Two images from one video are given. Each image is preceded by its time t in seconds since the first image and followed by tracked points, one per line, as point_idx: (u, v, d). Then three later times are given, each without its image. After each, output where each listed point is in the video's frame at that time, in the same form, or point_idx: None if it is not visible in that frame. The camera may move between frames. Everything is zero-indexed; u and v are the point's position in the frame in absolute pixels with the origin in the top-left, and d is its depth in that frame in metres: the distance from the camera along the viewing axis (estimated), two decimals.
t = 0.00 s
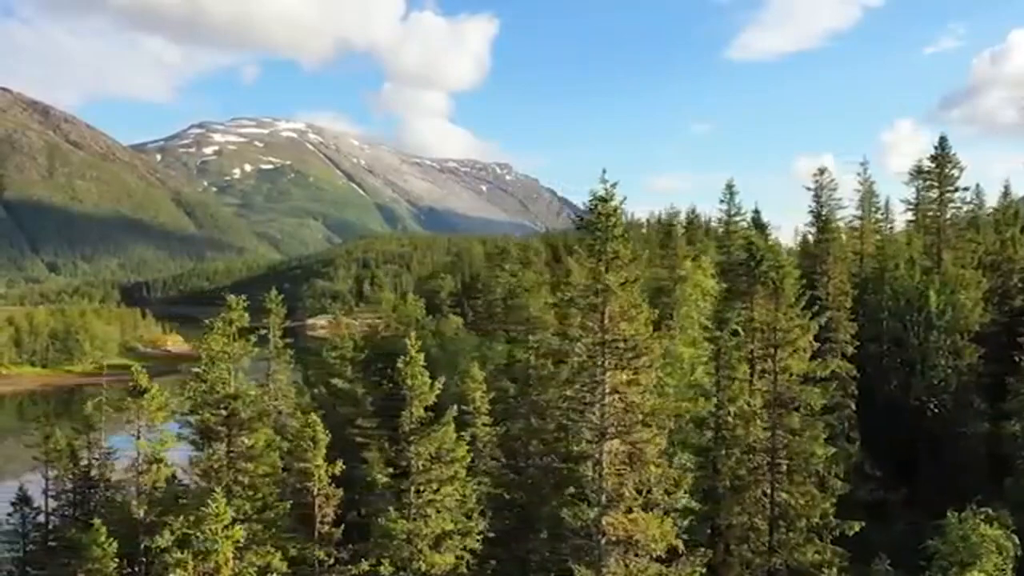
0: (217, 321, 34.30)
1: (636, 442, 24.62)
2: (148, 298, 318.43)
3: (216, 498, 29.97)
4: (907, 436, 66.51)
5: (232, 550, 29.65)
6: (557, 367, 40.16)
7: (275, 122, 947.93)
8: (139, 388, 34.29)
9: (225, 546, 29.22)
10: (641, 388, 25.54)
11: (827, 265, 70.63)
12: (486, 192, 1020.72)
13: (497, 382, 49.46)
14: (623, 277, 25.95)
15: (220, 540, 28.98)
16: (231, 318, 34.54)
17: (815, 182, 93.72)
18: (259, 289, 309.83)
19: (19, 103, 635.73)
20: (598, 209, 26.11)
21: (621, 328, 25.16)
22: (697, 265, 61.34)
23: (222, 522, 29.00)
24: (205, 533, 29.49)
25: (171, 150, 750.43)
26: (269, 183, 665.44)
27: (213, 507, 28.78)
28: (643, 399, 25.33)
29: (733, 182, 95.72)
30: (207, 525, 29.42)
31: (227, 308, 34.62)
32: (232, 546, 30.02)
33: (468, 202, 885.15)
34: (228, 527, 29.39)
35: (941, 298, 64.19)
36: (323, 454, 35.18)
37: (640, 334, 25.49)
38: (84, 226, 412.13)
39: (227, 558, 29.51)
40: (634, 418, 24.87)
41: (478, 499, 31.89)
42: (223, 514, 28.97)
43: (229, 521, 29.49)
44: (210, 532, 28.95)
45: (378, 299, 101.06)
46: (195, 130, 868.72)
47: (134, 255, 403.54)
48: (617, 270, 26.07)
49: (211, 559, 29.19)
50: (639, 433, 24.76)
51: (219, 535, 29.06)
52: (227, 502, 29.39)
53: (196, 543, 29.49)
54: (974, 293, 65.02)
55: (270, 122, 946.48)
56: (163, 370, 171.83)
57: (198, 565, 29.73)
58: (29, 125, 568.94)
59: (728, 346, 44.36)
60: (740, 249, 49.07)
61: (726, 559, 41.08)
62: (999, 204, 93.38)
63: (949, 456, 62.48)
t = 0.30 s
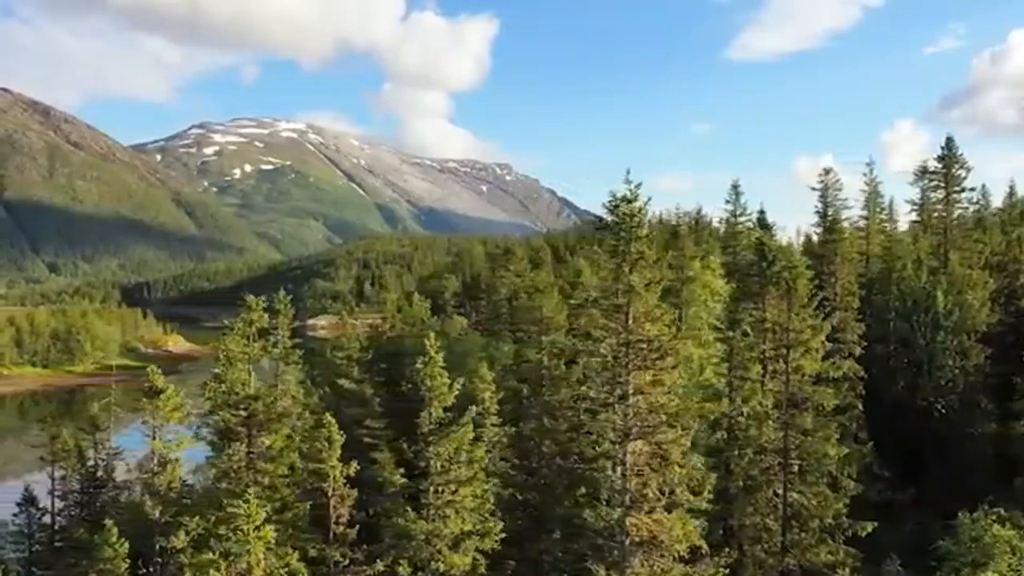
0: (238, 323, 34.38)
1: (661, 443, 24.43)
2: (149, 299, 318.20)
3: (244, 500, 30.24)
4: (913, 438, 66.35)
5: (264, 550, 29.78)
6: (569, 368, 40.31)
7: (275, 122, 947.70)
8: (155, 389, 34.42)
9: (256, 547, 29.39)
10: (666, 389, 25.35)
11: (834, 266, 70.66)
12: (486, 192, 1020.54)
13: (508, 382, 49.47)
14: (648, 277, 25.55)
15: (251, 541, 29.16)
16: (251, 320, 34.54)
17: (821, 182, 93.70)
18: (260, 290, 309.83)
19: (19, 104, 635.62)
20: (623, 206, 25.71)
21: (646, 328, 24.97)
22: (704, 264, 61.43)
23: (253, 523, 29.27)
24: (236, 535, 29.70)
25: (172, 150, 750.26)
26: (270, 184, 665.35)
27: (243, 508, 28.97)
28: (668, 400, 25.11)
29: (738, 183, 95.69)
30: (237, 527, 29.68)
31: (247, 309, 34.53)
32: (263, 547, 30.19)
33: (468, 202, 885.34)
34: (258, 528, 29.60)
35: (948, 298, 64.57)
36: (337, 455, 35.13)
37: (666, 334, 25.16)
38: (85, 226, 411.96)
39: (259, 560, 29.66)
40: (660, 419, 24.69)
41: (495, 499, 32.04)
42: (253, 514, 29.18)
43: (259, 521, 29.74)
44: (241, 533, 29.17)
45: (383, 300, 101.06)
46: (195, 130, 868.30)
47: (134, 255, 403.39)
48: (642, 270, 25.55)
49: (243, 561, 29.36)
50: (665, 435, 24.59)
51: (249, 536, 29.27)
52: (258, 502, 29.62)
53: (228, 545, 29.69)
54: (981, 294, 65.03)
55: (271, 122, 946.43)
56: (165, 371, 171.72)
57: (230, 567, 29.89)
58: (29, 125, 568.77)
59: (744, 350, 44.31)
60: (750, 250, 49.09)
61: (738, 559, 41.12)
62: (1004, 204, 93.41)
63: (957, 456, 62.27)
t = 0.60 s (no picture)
0: (258, 323, 34.37)
1: (685, 444, 24.34)
2: (150, 299, 318.03)
3: (278, 500, 29.62)
4: (919, 438, 65.94)
5: (297, 552, 29.29)
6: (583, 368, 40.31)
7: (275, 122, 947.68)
8: (172, 389, 34.38)
9: (289, 548, 28.82)
10: (691, 390, 25.28)
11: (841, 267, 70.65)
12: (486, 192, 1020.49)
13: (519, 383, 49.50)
14: (674, 279, 25.43)
15: (285, 542, 28.63)
16: (270, 319, 34.50)
17: (826, 183, 93.69)
18: (261, 290, 309.71)
19: (19, 104, 635.30)
20: (646, 206, 25.51)
21: (671, 329, 24.90)
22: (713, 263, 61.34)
23: (289, 524, 28.67)
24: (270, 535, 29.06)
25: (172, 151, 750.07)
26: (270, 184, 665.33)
27: (278, 510, 28.36)
28: (692, 400, 25.02)
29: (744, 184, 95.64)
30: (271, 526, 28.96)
31: (267, 308, 34.50)
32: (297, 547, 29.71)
33: (468, 203, 885.45)
34: (292, 528, 28.96)
35: (955, 299, 64.42)
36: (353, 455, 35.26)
37: (690, 336, 25.08)
38: (85, 226, 411.81)
39: (291, 561, 29.17)
40: (685, 419, 24.60)
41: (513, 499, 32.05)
42: (288, 515, 28.63)
43: (293, 522, 28.98)
44: (277, 534, 28.57)
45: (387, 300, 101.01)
46: (195, 130, 868.10)
47: (135, 256, 403.04)
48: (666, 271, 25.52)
49: (277, 561, 28.86)
50: (692, 436, 24.48)
51: (284, 537, 28.66)
52: (292, 503, 28.90)
53: (261, 545, 29.20)
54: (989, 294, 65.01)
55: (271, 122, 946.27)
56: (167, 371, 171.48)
57: (263, 567, 29.40)
58: (29, 125, 568.30)
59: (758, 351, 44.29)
60: (762, 251, 49.07)
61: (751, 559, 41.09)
62: (1009, 205, 93.41)
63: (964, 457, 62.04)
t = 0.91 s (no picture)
0: (280, 324, 34.41)
1: (710, 444, 24.01)
2: (150, 300, 318.05)
3: (307, 499, 29.29)
4: (926, 442, 65.24)
5: (328, 552, 29.08)
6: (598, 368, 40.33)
7: (275, 122, 947.78)
8: (185, 390, 34.41)
9: (321, 548, 28.57)
10: (715, 389, 25.06)
11: (850, 267, 70.68)
12: (486, 193, 1020.65)
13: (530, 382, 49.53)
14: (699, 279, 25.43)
15: (317, 542, 28.32)
16: (292, 320, 34.52)
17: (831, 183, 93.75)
18: (261, 290, 309.55)
19: (20, 104, 635.91)
20: (675, 208, 25.81)
21: (694, 329, 24.73)
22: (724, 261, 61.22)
23: (320, 524, 28.34)
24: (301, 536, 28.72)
25: (172, 151, 750.08)
26: (270, 184, 665.29)
27: (310, 512, 27.98)
28: (716, 400, 24.78)
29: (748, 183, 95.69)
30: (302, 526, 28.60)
31: (289, 309, 34.51)
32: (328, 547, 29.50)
33: (469, 203, 885.22)
34: (323, 529, 28.66)
35: (964, 298, 64.44)
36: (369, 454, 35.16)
37: (714, 335, 24.86)
38: (85, 226, 411.88)
39: (324, 561, 29.00)
40: (709, 419, 24.35)
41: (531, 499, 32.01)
42: (319, 516, 28.28)
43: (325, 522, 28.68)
44: (308, 535, 28.22)
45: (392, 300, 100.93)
46: (195, 130, 868.17)
47: (135, 256, 403.22)
48: (690, 271, 25.32)
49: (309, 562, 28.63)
50: (716, 436, 24.22)
51: (316, 537, 28.34)
52: (323, 503, 28.54)
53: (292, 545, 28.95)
54: (996, 294, 64.94)
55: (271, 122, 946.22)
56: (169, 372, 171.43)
57: (295, 567, 29.24)
58: (29, 126, 568.81)
59: (772, 352, 44.24)
60: (773, 251, 49.03)
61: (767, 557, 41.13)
62: (1014, 205, 93.51)
63: (972, 457, 61.67)
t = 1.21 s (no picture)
0: (301, 326, 34.83)
1: (736, 445, 23.97)
2: (151, 300, 317.97)
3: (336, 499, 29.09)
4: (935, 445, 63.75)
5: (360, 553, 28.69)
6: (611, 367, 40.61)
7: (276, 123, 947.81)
8: (200, 389, 34.39)
9: (354, 549, 28.30)
10: (740, 390, 24.99)
11: (858, 267, 70.56)
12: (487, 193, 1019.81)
13: (541, 382, 49.54)
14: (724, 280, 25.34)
15: (350, 543, 28.08)
16: (311, 322, 35.06)
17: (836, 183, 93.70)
18: (262, 291, 309.45)
19: (21, 105, 636.03)
20: (701, 210, 25.85)
21: (719, 329, 24.68)
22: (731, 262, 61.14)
23: (353, 525, 28.18)
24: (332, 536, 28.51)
25: (172, 151, 750.16)
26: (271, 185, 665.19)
27: (344, 512, 27.78)
28: (742, 401, 24.71)
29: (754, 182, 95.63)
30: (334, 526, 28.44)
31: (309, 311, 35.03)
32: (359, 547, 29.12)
33: (468, 203, 886.16)
34: (356, 529, 28.44)
35: (971, 298, 62.79)
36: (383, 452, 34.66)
37: (739, 336, 24.79)
38: (85, 227, 411.90)
39: (357, 561, 28.48)
40: (734, 418, 24.27)
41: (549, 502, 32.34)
42: (353, 517, 28.05)
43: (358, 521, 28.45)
44: (341, 536, 28.01)
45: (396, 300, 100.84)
46: (196, 131, 868.32)
47: (135, 256, 403.16)
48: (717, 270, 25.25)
49: (341, 562, 28.28)
50: (742, 436, 24.12)
51: (350, 538, 28.14)
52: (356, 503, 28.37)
53: (324, 546, 28.65)
54: (1004, 294, 64.89)
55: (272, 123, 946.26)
56: (170, 372, 171.33)
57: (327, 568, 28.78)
58: (30, 126, 568.98)
59: (786, 351, 44.28)
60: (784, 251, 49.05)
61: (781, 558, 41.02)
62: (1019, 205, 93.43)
63: (978, 457, 60.37)
